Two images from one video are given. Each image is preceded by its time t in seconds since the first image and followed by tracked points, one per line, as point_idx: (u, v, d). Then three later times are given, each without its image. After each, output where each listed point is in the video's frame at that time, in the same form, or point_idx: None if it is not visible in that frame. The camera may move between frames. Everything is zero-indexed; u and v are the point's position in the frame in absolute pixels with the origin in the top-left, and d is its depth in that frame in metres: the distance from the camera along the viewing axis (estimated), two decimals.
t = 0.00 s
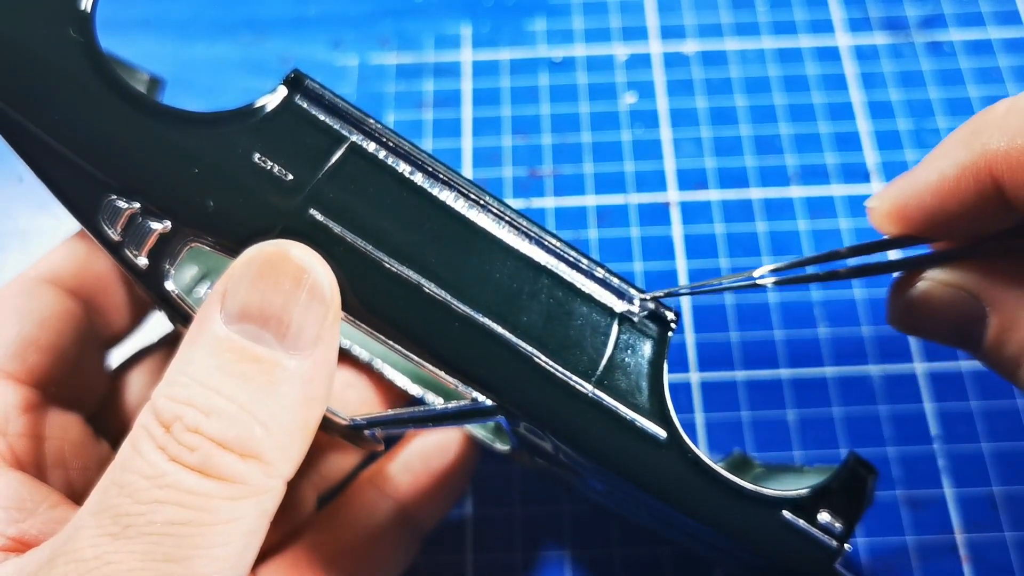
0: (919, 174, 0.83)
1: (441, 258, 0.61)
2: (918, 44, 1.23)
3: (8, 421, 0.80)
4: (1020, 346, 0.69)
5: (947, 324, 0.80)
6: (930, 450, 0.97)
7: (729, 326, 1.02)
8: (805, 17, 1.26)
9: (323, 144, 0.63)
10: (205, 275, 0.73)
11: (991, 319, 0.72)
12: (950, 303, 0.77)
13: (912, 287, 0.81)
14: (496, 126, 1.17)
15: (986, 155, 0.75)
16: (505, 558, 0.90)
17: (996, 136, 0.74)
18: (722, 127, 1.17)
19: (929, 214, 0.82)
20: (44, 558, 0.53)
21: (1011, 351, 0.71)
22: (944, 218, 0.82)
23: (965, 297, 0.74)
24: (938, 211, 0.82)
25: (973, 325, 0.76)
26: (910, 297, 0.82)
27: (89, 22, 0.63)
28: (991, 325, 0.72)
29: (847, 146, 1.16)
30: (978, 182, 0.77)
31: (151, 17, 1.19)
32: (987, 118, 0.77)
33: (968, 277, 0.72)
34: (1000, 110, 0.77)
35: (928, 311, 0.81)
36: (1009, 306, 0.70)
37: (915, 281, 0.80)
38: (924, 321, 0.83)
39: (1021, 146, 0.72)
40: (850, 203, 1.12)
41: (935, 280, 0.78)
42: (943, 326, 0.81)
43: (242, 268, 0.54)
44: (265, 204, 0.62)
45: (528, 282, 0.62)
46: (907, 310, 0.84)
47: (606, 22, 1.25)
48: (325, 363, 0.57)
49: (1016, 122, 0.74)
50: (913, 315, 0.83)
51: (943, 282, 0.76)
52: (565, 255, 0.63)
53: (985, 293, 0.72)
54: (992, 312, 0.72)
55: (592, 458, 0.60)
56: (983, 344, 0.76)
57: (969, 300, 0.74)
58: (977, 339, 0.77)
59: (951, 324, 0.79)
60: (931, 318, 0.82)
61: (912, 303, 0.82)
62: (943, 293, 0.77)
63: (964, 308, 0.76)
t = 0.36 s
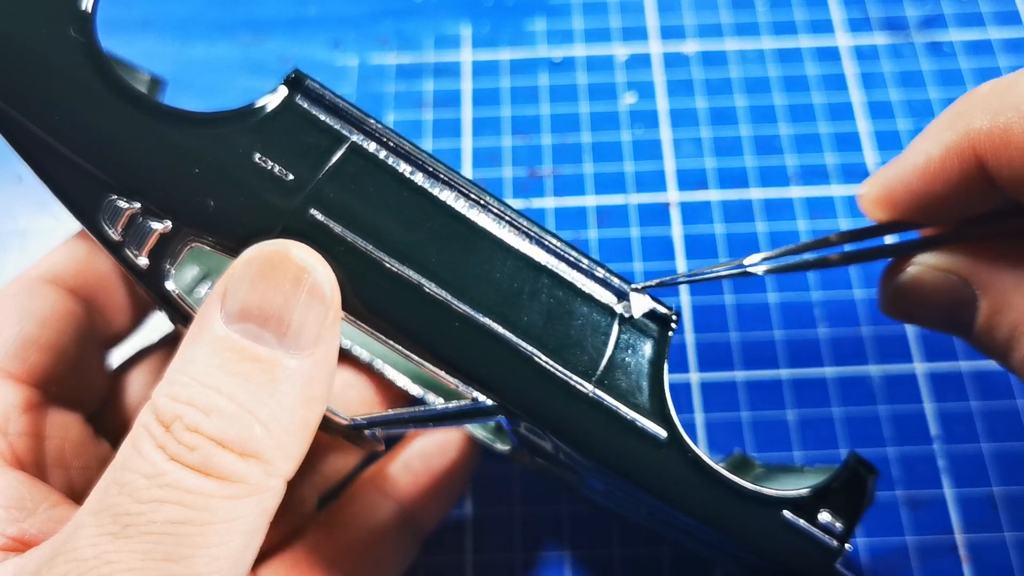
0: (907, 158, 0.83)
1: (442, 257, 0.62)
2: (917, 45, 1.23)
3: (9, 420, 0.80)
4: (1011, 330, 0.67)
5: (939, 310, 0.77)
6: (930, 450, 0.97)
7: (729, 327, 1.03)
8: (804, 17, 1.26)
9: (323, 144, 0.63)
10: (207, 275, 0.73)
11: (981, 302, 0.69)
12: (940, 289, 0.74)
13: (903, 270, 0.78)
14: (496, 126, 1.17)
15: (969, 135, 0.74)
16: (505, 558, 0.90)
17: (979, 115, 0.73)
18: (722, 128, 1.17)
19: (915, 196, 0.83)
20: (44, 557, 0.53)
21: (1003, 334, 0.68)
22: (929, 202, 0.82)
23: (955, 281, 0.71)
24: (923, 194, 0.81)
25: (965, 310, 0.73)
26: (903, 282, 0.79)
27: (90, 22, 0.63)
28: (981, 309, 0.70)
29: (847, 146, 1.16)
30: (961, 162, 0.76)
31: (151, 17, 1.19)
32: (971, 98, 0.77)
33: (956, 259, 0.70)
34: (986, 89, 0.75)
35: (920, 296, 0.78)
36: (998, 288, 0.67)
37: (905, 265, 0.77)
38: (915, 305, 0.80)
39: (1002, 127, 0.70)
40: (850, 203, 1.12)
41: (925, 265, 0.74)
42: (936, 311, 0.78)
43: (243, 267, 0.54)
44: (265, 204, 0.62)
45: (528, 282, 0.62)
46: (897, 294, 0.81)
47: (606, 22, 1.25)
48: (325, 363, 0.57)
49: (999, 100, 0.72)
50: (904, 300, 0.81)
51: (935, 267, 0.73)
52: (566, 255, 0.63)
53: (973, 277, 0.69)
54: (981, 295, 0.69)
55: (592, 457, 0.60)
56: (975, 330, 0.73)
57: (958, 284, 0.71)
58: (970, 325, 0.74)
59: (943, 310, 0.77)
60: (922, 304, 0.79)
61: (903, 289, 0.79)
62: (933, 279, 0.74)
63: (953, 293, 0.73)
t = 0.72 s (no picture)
0: (879, 119, 0.85)
1: (441, 256, 0.62)
2: (918, 44, 1.22)
3: (9, 420, 0.80)
4: (996, 279, 0.66)
5: (927, 268, 0.77)
6: (930, 450, 0.97)
7: (729, 327, 1.03)
8: (804, 17, 1.26)
9: (323, 142, 0.63)
10: (207, 275, 0.72)
11: (965, 255, 0.69)
12: (924, 247, 0.73)
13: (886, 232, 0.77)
14: (496, 126, 1.17)
15: (930, 87, 0.76)
16: (505, 558, 0.90)
17: (938, 66, 0.75)
18: (722, 128, 1.17)
19: (887, 155, 0.84)
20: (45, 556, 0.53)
21: (988, 283, 0.68)
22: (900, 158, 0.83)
23: (938, 235, 0.70)
24: (894, 150, 0.83)
25: (952, 266, 0.73)
26: (888, 243, 0.78)
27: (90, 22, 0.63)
28: (965, 261, 0.69)
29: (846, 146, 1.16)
30: (926, 111, 0.78)
31: (150, 16, 1.19)
32: (934, 53, 0.78)
33: (935, 215, 0.68)
34: (947, 42, 0.77)
35: (906, 255, 0.77)
36: (979, 240, 0.66)
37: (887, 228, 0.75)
38: (904, 266, 0.79)
39: (958, 73, 0.72)
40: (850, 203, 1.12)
41: (908, 224, 0.73)
42: (923, 271, 0.78)
43: (244, 266, 0.55)
44: (266, 203, 0.62)
45: (528, 280, 0.62)
46: (886, 258, 0.80)
47: (606, 22, 1.25)
48: (326, 362, 0.57)
49: (956, 50, 0.74)
50: (892, 262, 0.80)
51: (921, 225, 0.71)
52: (565, 254, 0.63)
53: (954, 231, 0.68)
54: (965, 248, 0.68)
55: (592, 456, 0.60)
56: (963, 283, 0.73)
57: (941, 239, 0.70)
58: (959, 280, 0.74)
59: (930, 270, 0.76)
60: (908, 265, 0.79)
61: (891, 250, 0.78)
62: (919, 237, 0.73)
63: (937, 250, 0.72)
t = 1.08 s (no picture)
0: (836, 109, 0.87)
1: (440, 255, 0.62)
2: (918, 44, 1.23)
3: (9, 420, 0.80)
4: (968, 257, 0.64)
5: (897, 260, 0.73)
6: (930, 450, 0.97)
7: (729, 327, 1.03)
8: (805, 17, 1.26)
9: (322, 142, 0.64)
10: (206, 275, 0.72)
11: (935, 239, 0.66)
12: (895, 235, 0.69)
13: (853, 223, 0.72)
14: (496, 126, 1.17)
15: (881, 68, 0.78)
16: (505, 558, 0.90)
17: (886, 48, 0.78)
18: (722, 128, 1.18)
19: (847, 142, 0.86)
20: (44, 554, 0.53)
21: (962, 264, 0.65)
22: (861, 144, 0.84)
23: (906, 223, 0.67)
24: (854, 138, 0.85)
25: (923, 254, 0.69)
26: (854, 236, 0.73)
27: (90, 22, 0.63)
28: (937, 246, 0.67)
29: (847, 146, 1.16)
30: (881, 95, 0.80)
31: (151, 17, 1.19)
32: (880, 38, 0.81)
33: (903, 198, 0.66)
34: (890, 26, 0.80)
35: (873, 248, 0.73)
36: (950, 218, 0.64)
37: (853, 218, 0.70)
38: (874, 259, 0.75)
39: (908, 51, 0.75)
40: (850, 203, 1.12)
41: (877, 211, 0.68)
42: (894, 263, 0.73)
43: (243, 265, 0.55)
44: (265, 203, 0.62)
45: (527, 279, 0.62)
46: (856, 252, 0.75)
47: (606, 22, 1.25)
48: (325, 360, 0.57)
49: (900, 33, 0.77)
50: (863, 255, 0.75)
51: (896, 211, 0.67)
52: (563, 253, 0.63)
53: (925, 211, 0.66)
54: (936, 230, 0.66)
55: (591, 455, 0.60)
56: (935, 272, 0.70)
57: (910, 229, 0.68)
58: (931, 268, 0.70)
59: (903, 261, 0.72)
60: (876, 262, 0.75)
61: (860, 245, 0.73)
62: (890, 226, 0.69)
63: (905, 243, 0.69)
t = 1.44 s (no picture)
0: (842, 80, 0.88)
1: (441, 253, 0.62)
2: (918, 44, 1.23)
3: (10, 420, 0.80)
4: (971, 228, 0.64)
5: (899, 237, 0.72)
6: (930, 450, 0.97)
7: (729, 327, 1.03)
8: (804, 16, 1.26)
9: (323, 141, 0.64)
10: (206, 275, 0.72)
11: (937, 210, 0.66)
12: (898, 207, 0.68)
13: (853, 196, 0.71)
14: (496, 126, 1.17)
15: (889, 37, 0.79)
16: (505, 558, 0.91)
17: (895, 16, 0.78)
18: (722, 128, 1.18)
19: (854, 115, 0.87)
20: (46, 554, 0.53)
21: (965, 235, 0.65)
22: (867, 117, 0.86)
23: (912, 195, 0.66)
24: (862, 108, 0.86)
25: (924, 226, 0.69)
26: (853, 210, 0.72)
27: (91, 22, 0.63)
28: (939, 218, 0.66)
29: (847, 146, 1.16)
30: (889, 64, 0.80)
31: (151, 17, 1.19)
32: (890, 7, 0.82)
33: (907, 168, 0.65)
34: None
35: (874, 226, 0.72)
36: (954, 187, 0.63)
37: (854, 190, 0.69)
38: (870, 235, 0.74)
39: (916, 18, 0.75)
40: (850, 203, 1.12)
41: (880, 183, 0.67)
42: (893, 238, 0.72)
43: (244, 265, 0.55)
44: (266, 202, 0.62)
45: (527, 278, 0.62)
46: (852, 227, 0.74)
47: (606, 22, 1.25)
48: (327, 359, 0.57)
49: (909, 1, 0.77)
50: (860, 231, 0.74)
51: (899, 182, 0.66)
52: (563, 252, 0.63)
53: (929, 182, 0.65)
54: (939, 201, 0.65)
55: (592, 453, 0.60)
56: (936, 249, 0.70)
57: (914, 201, 0.66)
58: (931, 244, 0.70)
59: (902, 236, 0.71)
60: (875, 240, 0.74)
61: (859, 219, 0.72)
62: (894, 198, 0.67)
63: (906, 218, 0.69)
